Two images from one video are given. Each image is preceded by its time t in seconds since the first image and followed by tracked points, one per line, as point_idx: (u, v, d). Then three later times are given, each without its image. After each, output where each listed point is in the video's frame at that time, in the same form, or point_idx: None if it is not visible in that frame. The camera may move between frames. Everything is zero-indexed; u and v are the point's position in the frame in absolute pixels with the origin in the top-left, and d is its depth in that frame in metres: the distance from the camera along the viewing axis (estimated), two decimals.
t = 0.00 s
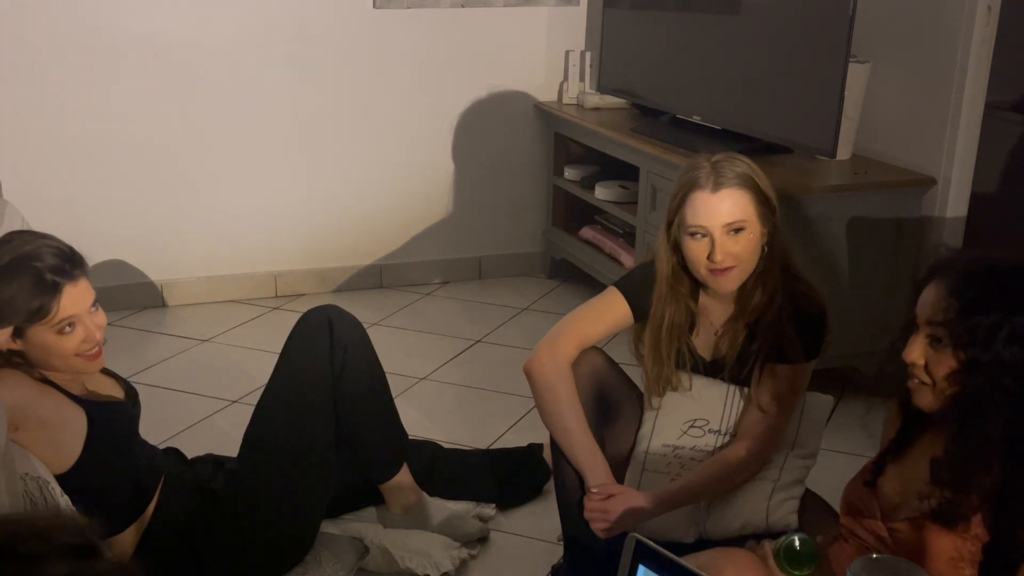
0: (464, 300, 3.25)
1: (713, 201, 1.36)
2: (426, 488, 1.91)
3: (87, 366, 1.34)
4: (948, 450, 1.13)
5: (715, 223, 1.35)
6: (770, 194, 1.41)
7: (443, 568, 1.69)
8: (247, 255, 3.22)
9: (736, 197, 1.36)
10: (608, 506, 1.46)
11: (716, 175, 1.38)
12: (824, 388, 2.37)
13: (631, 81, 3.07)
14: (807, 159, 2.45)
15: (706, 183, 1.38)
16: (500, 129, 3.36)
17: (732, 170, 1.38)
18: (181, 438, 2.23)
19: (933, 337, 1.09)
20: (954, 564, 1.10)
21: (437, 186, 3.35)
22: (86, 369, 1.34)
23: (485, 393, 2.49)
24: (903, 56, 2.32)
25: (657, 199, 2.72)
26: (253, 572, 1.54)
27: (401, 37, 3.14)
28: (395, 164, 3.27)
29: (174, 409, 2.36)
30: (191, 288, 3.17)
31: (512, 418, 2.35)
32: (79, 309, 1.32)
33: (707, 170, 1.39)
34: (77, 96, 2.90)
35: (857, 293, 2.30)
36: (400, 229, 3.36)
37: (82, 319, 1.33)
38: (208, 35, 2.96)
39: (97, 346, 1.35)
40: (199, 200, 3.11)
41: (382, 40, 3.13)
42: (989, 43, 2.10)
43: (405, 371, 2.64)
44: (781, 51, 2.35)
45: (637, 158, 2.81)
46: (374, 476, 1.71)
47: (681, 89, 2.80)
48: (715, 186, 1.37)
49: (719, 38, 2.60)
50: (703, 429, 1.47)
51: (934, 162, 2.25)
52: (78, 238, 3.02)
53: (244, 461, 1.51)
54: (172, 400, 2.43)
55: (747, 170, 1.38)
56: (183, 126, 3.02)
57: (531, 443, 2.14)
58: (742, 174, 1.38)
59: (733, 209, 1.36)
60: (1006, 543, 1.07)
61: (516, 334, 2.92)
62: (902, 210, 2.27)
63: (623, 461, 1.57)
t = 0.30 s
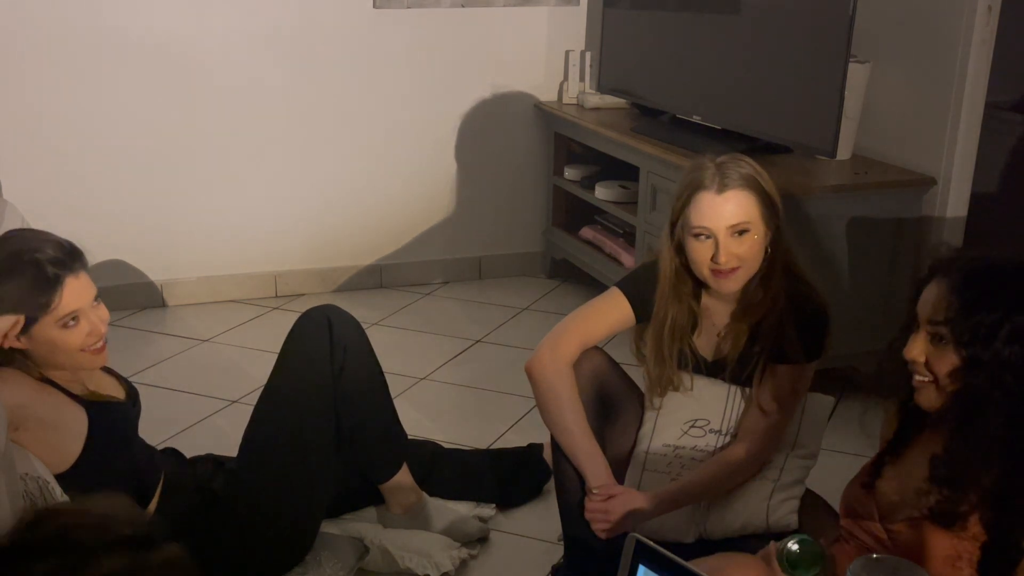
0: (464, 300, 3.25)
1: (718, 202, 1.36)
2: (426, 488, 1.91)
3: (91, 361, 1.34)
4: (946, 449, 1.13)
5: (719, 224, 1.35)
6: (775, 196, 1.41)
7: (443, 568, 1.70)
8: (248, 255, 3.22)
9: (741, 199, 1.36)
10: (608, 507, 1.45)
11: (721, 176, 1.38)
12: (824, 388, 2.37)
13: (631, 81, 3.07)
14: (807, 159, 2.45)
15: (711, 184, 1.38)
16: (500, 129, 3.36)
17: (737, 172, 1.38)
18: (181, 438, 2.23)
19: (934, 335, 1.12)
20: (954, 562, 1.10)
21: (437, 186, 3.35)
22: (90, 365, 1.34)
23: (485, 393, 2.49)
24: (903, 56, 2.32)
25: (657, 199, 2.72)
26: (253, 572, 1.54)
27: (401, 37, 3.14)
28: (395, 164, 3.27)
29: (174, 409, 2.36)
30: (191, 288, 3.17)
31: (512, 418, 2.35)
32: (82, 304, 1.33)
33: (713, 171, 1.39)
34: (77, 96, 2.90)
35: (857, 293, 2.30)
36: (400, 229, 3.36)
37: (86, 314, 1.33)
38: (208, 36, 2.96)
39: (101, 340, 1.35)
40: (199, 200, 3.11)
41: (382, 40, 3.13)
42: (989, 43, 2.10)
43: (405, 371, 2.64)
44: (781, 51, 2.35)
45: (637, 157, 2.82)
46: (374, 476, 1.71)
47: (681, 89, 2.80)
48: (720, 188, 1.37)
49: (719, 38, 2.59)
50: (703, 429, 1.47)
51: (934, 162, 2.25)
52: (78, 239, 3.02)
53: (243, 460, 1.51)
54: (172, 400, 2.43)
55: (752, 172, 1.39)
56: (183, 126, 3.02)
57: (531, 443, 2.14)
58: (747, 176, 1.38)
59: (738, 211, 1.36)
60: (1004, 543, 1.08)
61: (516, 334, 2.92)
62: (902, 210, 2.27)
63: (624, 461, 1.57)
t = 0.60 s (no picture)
0: (464, 300, 3.25)
1: (721, 197, 1.36)
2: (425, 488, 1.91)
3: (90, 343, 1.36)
4: (948, 446, 1.14)
5: (721, 218, 1.36)
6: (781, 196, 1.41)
7: (443, 568, 1.69)
8: (247, 255, 3.22)
9: (744, 195, 1.36)
10: (608, 508, 1.47)
11: (725, 171, 1.38)
12: (824, 387, 2.37)
13: (631, 81, 3.07)
14: (807, 159, 2.45)
15: (714, 179, 1.38)
16: (500, 129, 3.36)
17: (742, 169, 1.38)
18: (181, 438, 2.23)
19: (929, 333, 1.13)
20: (954, 562, 1.10)
21: (437, 186, 3.35)
22: (92, 346, 1.36)
23: (485, 393, 2.49)
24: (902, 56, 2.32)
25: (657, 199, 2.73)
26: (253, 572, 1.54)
27: (401, 37, 3.14)
28: (395, 164, 3.27)
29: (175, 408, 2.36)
30: (191, 288, 3.17)
31: (512, 417, 2.35)
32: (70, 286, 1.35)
33: (717, 167, 1.39)
34: (77, 96, 2.90)
35: (857, 293, 2.30)
36: (400, 229, 3.36)
37: (76, 294, 1.35)
38: (207, 36, 2.96)
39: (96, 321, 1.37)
40: (199, 200, 3.11)
41: (382, 40, 3.13)
42: (989, 43, 2.11)
43: (405, 371, 2.64)
44: (781, 51, 2.35)
45: (636, 157, 2.82)
46: (374, 476, 1.71)
47: (681, 89, 2.80)
48: (723, 182, 1.37)
49: (719, 38, 2.59)
50: (704, 429, 1.47)
51: (934, 162, 2.25)
52: (77, 239, 3.02)
53: (243, 460, 1.51)
54: (172, 400, 2.43)
55: (758, 170, 1.38)
56: (183, 126, 3.02)
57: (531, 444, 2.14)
58: (752, 173, 1.38)
59: (740, 207, 1.36)
60: (1006, 543, 1.08)
61: (516, 334, 2.92)
62: (902, 210, 2.27)
63: (624, 461, 1.57)
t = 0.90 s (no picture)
0: (464, 300, 3.25)
1: (719, 199, 1.37)
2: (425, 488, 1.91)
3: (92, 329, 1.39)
4: (947, 447, 1.15)
5: (717, 219, 1.36)
6: (784, 200, 1.40)
7: (443, 568, 1.69)
8: (248, 255, 3.22)
9: (743, 197, 1.37)
10: (609, 509, 1.46)
11: (726, 173, 1.38)
12: (824, 388, 2.37)
13: (631, 81, 3.07)
14: (807, 159, 2.45)
15: (715, 180, 1.39)
16: (500, 129, 3.36)
17: (744, 171, 1.38)
18: (181, 438, 2.23)
19: (933, 336, 1.12)
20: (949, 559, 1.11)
21: (437, 186, 3.35)
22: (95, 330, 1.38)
23: (485, 393, 2.49)
24: (902, 56, 2.33)
25: (657, 199, 2.73)
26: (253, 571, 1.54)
27: (401, 37, 3.14)
28: (395, 165, 3.27)
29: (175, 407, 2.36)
30: (191, 288, 3.17)
31: (512, 417, 2.35)
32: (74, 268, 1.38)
33: (720, 168, 1.40)
34: (79, 97, 2.90)
35: (857, 293, 2.30)
36: (401, 229, 3.36)
37: (79, 275, 1.38)
38: (207, 37, 2.96)
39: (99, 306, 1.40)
40: (200, 200, 3.11)
41: (382, 39, 3.13)
42: (988, 43, 2.11)
43: (405, 371, 2.64)
44: (781, 51, 2.35)
45: (636, 158, 2.82)
46: (374, 475, 1.71)
47: (681, 89, 2.80)
48: (722, 183, 1.38)
49: (719, 38, 2.59)
50: (704, 430, 1.47)
51: (934, 162, 2.25)
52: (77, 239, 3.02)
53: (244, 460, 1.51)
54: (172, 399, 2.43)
55: (761, 173, 1.38)
56: (183, 126, 3.02)
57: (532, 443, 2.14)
58: (755, 176, 1.38)
59: (738, 209, 1.36)
60: (1006, 543, 1.07)
61: (516, 334, 2.92)
62: (902, 210, 2.27)
63: (625, 462, 1.57)
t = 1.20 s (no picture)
0: (464, 300, 3.25)
1: (715, 205, 1.32)
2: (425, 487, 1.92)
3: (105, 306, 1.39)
4: (949, 446, 1.13)
5: (712, 226, 1.33)
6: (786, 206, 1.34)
7: (444, 568, 1.69)
8: (248, 255, 3.22)
9: (741, 203, 1.32)
10: (610, 506, 1.47)
11: (725, 177, 1.33)
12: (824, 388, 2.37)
13: (631, 81, 3.07)
14: (807, 159, 2.45)
15: (712, 184, 1.34)
16: (500, 129, 3.36)
17: (744, 176, 1.32)
18: (181, 438, 2.23)
19: (943, 332, 1.10)
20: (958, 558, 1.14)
21: (437, 186, 3.35)
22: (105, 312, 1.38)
23: (486, 393, 2.49)
24: (902, 56, 2.33)
25: (657, 199, 2.73)
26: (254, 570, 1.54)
27: (401, 37, 3.14)
28: (395, 164, 3.27)
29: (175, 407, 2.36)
30: (191, 289, 3.16)
31: (512, 417, 2.35)
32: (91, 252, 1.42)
33: (719, 172, 1.34)
34: (79, 97, 2.90)
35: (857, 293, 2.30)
36: (400, 229, 3.36)
37: (92, 258, 1.41)
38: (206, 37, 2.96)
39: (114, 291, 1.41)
40: (201, 200, 3.11)
41: (382, 39, 3.13)
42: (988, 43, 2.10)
43: (405, 371, 2.64)
44: (781, 51, 2.35)
45: (636, 158, 2.82)
46: (375, 475, 1.71)
47: (681, 89, 2.80)
48: (720, 188, 1.33)
49: (718, 38, 2.60)
50: (705, 430, 1.48)
51: (934, 162, 2.25)
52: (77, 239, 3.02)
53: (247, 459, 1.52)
54: (172, 399, 2.43)
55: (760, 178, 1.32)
56: (182, 125, 3.02)
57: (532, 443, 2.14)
58: (755, 181, 1.32)
59: (734, 216, 1.32)
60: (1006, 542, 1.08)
61: (516, 334, 2.92)
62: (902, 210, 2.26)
63: (624, 462, 1.59)
